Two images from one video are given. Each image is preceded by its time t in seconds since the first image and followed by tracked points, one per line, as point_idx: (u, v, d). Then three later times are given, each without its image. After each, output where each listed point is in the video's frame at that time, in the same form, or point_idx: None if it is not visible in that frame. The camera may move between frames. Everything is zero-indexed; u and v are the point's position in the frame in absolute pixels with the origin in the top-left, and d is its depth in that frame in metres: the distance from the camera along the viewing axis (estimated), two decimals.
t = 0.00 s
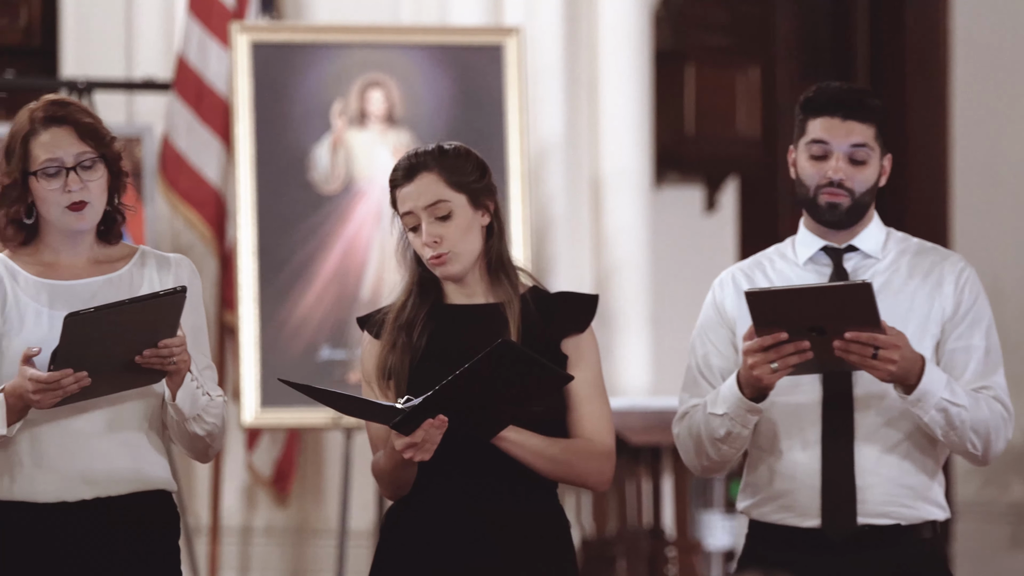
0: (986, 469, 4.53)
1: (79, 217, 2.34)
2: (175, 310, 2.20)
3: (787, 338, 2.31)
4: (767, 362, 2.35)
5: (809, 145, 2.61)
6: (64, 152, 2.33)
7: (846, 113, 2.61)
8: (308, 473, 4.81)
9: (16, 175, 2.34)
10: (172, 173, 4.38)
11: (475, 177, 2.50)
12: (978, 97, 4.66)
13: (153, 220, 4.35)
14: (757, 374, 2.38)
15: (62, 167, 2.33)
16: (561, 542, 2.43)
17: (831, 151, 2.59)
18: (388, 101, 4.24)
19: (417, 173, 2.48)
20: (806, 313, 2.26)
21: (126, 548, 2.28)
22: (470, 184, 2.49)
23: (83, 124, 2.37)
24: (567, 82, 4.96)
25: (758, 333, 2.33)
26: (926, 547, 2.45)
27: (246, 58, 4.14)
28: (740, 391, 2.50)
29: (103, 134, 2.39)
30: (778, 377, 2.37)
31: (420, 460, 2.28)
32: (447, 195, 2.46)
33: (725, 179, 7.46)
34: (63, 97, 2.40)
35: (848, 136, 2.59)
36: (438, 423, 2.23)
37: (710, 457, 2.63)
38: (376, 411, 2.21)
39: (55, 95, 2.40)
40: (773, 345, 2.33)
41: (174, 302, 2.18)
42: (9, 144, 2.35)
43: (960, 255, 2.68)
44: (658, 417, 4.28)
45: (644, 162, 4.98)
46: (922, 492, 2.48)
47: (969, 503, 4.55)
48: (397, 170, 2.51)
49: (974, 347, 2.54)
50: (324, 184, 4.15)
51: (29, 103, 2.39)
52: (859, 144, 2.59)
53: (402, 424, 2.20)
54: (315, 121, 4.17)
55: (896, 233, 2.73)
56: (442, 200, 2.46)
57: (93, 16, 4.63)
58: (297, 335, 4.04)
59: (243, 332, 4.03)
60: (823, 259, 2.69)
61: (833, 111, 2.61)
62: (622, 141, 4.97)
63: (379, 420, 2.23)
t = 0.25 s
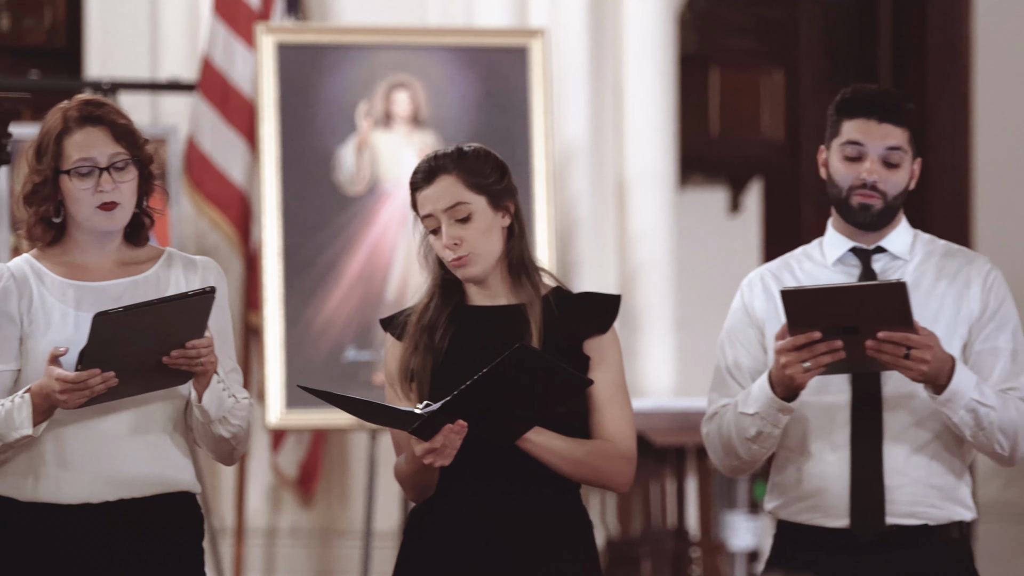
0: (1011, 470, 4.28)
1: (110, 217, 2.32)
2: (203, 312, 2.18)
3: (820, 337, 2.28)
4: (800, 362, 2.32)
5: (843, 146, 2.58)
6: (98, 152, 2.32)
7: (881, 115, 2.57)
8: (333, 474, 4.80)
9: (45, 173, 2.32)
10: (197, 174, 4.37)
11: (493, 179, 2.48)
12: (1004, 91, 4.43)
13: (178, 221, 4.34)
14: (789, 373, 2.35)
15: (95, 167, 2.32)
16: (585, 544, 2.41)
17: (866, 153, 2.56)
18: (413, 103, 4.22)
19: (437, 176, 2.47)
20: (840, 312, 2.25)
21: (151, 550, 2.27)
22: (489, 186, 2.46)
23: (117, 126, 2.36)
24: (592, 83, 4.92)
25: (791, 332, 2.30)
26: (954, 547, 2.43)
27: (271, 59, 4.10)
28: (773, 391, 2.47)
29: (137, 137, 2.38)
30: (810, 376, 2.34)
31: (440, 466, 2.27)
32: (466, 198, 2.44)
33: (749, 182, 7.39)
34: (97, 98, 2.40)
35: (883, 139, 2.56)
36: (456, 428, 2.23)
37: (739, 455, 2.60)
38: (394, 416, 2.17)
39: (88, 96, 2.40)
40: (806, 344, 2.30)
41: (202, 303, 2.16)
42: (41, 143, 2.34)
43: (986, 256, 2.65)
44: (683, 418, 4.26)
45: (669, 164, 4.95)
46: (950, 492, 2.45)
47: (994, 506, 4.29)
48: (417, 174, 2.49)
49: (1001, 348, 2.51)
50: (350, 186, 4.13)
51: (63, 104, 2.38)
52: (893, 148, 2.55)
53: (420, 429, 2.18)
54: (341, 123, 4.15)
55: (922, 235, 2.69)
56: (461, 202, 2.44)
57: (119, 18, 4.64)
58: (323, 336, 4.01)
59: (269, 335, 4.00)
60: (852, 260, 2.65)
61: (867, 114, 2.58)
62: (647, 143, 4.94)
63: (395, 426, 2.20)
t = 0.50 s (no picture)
0: None
1: (138, 219, 2.19)
2: (231, 315, 2.08)
3: (856, 337, 2.25)
4: (835, 361, 2.29)
5: (877, 148, 2.54)
6: (129, 153, 2.19)
7: (916, 120, 2.53)
8: (358, 474, 4.79)
9: (74, 172, 2.19)
10: (222, 175, 4.37)
11: (514, 179, 2.45)
12: None
13: (202, 222, 4.35)
14: (824, 373, 2.31)
15: (125, 169, 2.18)
16: (608, 544, 2.38)
17: (900, 156, 2.52)
18: (439, 104, 4.20)
19: (457, 177, 2.44)
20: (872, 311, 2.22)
21: (176, 555, 2.15)
22: (509, 187, 2.44)
23: (150, 127, 2.23)
24: (617, 84, 4.90)
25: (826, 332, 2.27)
26: (983, 547, 2.41)
27: (296, 60, 4.09)
28: (806, 390, 2.43)
29: (169, 140, 2.25)
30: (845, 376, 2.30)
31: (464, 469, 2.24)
32: (487, 199, 2.42)
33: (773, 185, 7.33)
34: (128, 99, 2.26)
35: (918, 142, 2.52)
36: (479, 432, 2.19)
37: (771, 454, 2.56)
38: (419, 421, 2.16)
39: (120, 96, 2.26)
40: (841, 344, 2.27)
41: (231, 307, 2.07)
42: (69, 142, 2.20)
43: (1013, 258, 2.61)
44: (709, 419, 4.22)
45: (695, 166, 4.91)
46: (979, 492, 2.43)
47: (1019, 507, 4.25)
48: (437, 174, 2.47)
49: None
50: (375, 187, 4.10)
51: (93, 103, 2.25)
52: (928, 151, 2.52)
53: (443, 432, 2.17)
54: (366, 124, 4.12)
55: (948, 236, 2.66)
56: (481, 202, 2.41)
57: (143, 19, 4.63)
58: (348, 337, 3.98)
59: (294, 336, 3.97)
60: (881, 261, 2.62)
61: (904, 117, 2.54)
62: (672, 144, 4.90)
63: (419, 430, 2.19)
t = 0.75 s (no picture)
0: None
1: (163, 222, 2.18)
2: (256, 318, 2.07)
3: (893, 338, 2.23)
4: (872, 362, 2.26)
5: (914, 150, 2.50)
6: (156, 156, 2.17)
7: (953, 123, 2.50)
8: (383, 475, 4.78)
9: (100, 172, 2.17)
10: (247, 176, 4.36)
11: (534, 180, 2.43)
12: None
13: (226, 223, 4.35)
14: (860, 374, 2.28)
15: (152, 172, 2.17)
16: (631, 546, 2.37)
17: (936, 159, 2.49)
18: (464, 105, 4.19)
19: (478, 178, 2.42)
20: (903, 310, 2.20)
21: (198, 554, 2.15)
22: (530, 188, 2.42)
23: (178, 131, 2.21)
24: (641, 85, 4.87)
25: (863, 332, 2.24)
26: (1014, 546, 2.39)
27: (321, 61, 4.07)
28: (842, 389, 2.40)
29: (196, 144, 2.23)
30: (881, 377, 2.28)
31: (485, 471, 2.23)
32: (508, 199, 2.40)
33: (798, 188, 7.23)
34: (156, 101, 2.24)
35: (954, 145, 2.48)
36: (502, 433, 2.18)
37: (804, 455, 2.52)
38: (442, 422, 2.14)
39: (148, 97, 2.24)
40: (878, 344, 2.25)
41: (255, 309, 2.06)
42: (96, 143, 2.18)
43: None
44: (733, 420, 4.18)
45: (720, 168, 4.88)
46: (1011, 492, 2.41)
47: None
48: (458, 175, 2.45)
49: None
50: (400, 188, 4.08)
51: (121, 104, 2.23)
52: (964, 155, 2.48)
53: (467, 433, 2.15)
54: (392, 125, 4.11)
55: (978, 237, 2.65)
56: (502, 203, 2.40)
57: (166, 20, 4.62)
58: (373, 338, 3.96)
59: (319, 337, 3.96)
60: (912, 262, 2.59)
61: (940, 122, 2.50)
62: (698, 145, 4.86)
63: (441, 432, 2.17)
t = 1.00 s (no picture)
0: None
1: (183, 226, 2.18)
2: (277, 321, 2.07)
3: (931, 339, 2.21)
4: (909, 364, 2.25)
5: (950, 151, 2.48)
6: (176, 159, 2.17)
7: (989, 125, 2.48)
8: (408, 478, 4.77)
9: (121, 175, 2.17)
10: (272, 178, 4.36)
11: (557, 181, 2.43)
12: None
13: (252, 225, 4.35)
14: (897, 375, 2.27)
15: (172, 175, 2.16)
16: (655, 549, 2.35)
17: (972, 160, 2.47)
18: (488, 107, 4.18)
19: (500, 177, 2.42)
20: (930, 311, 2.19)
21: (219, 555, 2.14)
22: (553, 188, 2.41)
23: (199, 134, 2.20)
24: (666, 87, 4.84)
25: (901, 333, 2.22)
26: None
27: (345, 62, 4.05)
28: (876, 390, 2.38)
29: (217, 147, 2.22)
30: (919, 379, 2.26)
31: (506, 474, 2.21)
32: (530, 198, 2.39)
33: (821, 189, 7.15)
34: (179, 103, 2.23)
35: (990, 147, 2.46)
36: (524, 436, 2.16)
37: (836, 458, 2.50)
38: (464, 425, 2.12)
39: (171, 99, 2.23)
40: (915, 346, 2.23)
41: (278, 312, 2.06)
42: (119, 144, 2.18)
43: None
44: (757, 422, 4.16)
45: (744, 169, 4.85)
46: None
47: None
48: (480, 173, 2.44)
49: None
50: (424, 190, 4.07)
51: (144, 106, 2.22)
52: (1000, 157, 2.46)
53: (488, 437, 2.11)
54: (415, 127, 4.10)
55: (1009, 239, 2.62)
56: (525, 200, 2.39)
57: (191, 22, 4.63)
58: (397, 339, 3.95)
59: (343, 338, 3.95)
60: (944, 263, 2.56)
61: (975, 123, 2.48)
62: (723, 147, 4.84)
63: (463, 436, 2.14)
